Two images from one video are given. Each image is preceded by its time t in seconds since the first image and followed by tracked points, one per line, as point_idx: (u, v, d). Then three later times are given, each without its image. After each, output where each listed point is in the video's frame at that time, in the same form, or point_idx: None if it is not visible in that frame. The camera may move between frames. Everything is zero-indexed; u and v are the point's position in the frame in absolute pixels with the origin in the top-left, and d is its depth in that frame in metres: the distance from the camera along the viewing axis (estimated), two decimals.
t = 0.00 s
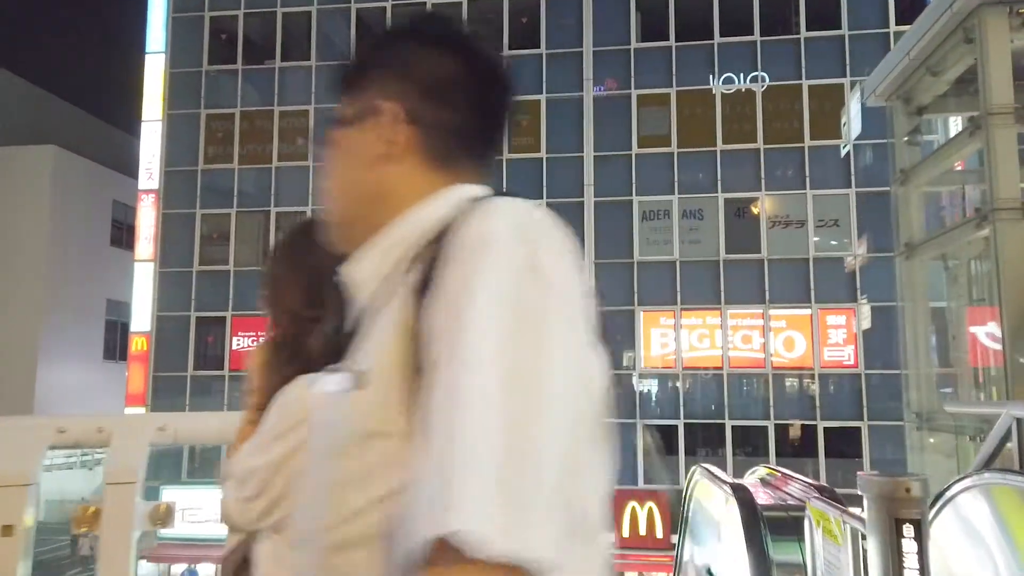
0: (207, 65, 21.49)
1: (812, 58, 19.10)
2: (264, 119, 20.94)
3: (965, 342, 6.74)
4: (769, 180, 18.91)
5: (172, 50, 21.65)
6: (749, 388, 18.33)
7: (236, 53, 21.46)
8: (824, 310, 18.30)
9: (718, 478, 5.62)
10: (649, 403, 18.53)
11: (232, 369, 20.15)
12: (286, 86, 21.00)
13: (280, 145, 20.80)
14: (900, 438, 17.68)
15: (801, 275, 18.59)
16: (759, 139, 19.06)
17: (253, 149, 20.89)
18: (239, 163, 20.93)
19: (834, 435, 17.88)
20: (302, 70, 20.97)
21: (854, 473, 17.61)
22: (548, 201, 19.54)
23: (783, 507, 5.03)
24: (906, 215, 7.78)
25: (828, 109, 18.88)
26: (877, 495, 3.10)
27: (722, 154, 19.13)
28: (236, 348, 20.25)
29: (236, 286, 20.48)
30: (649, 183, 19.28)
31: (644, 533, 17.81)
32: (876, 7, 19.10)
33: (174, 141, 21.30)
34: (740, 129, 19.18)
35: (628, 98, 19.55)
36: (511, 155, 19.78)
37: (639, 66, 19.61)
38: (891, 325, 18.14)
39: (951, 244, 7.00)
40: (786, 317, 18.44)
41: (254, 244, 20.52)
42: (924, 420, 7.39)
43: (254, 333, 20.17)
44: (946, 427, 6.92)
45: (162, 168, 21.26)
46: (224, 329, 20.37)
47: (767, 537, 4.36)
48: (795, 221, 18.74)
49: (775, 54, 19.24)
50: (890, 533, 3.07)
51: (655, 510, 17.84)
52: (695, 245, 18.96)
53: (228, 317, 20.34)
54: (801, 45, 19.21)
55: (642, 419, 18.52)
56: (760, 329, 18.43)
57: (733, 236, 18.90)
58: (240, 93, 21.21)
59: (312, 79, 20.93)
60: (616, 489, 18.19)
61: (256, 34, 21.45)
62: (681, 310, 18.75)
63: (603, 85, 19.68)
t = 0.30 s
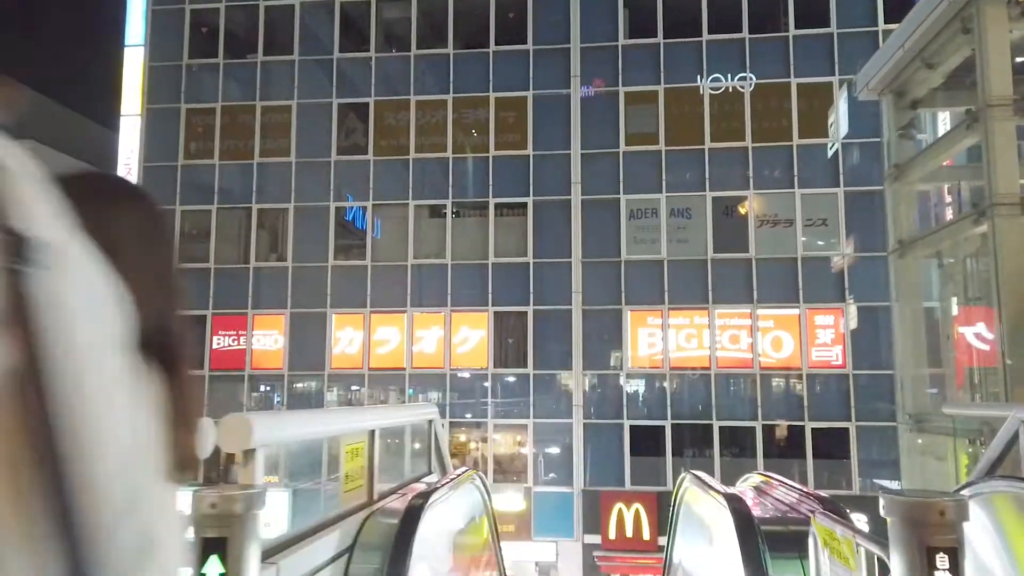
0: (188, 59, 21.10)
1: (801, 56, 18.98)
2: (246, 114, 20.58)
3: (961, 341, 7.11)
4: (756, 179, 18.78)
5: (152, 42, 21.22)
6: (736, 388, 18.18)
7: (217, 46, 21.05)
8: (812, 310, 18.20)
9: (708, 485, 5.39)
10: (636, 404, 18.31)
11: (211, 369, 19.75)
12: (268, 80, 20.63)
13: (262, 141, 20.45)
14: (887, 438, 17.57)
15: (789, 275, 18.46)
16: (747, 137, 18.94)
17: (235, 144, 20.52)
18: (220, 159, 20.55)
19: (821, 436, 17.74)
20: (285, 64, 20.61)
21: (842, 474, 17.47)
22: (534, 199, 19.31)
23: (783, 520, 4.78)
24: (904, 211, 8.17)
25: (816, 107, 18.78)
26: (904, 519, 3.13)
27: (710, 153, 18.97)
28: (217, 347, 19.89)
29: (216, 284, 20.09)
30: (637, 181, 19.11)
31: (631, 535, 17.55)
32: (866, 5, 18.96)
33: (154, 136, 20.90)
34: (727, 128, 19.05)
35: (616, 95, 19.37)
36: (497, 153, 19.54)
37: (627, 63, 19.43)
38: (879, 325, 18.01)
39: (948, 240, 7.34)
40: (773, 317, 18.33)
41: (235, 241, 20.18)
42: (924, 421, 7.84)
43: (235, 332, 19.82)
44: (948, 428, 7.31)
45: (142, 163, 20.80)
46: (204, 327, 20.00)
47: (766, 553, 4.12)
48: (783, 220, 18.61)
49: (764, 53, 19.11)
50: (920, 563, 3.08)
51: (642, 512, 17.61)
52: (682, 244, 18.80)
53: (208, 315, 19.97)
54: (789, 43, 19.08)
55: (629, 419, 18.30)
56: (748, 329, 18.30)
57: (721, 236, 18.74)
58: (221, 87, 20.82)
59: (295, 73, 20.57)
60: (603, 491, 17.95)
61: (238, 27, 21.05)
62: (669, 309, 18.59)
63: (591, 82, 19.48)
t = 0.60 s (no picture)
0: (173, 53, 20.78)
1: (794, 51, 18.81)
2: (232, 109, 20.28)
3: (959, 340, 6.98)
4: (750, 176, 18.58)
5: (136, 36, 20.90)
6: (729, 388, 17.97)
7: (202, 41, 20.74)
8: (805, 308, 18.02)
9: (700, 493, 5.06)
10: (627, 403, 18.09)
11: (197, 368, 19.43)
12: (254, 74, 20.33)
13: (248, 137, 20.16)
14: (882, 438, 17.39)
15: (782, 272, 18.27)
16: (740, 134, 18.74)
17: (221, 139, 20.22)
18: (206, 155, 20.26)
19: (816, 435, 17.54)
20: (272, 58, 20.31)
21: (837, 474, 17.27)
22: (525, 195, 19.07)
23: (782, 532, 4.46)
24: (900, 205, 8.02)
25: (809, 103, 18.61)
26: (925, 538, 2.25)
27: (703, 149, 18.75)
28: (203, 346, 19.57)
29: (202, 282, 19.79)
30: (629, 178, 18.88)
31: (623, 536, 17.32)
32: None
33: (139, 131, 20.61)
34: (720, 124, 18.83)
35: (607, 91, 19.14)
36: (488, 149, 19.28)
37: (619, 58, 19.20)
38: (874, 324, 17.84)
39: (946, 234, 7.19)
40: (766, 315, 18.15)
41: (222, 238, 19.91)
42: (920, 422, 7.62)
43: (221, 331, 19.52)
44: (949, 428, 7.14)
45: (126, 159, 20.45)
46: (190, 326, 19.70)
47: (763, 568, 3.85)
48: (776, 218, 18.42)
49: (757, 49, 18.92)
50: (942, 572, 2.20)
51: (634, 513, 17.39)
52: (675, 242, 18.58)
53: (194, 314, 19.67)
54: (783, 39, 18.89)
55: (621, 419, 18.09)
56: (741, 328, 18.11)
57: (714, 233, 18.52)
58: (207, 82, 20.50)
59: (282, 67, 20.27)
60: (595, 491, 17.72)
61: (224, 21, 20.76)
62: (661, 308, 18.40)
63: (582, 77, 19.24)
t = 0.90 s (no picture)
0: (166, 49, 20.55)
1: (796, 46, 18.55)
2: (226, 105, 20.04)
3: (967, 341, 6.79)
4: (751, 173, 18.32)
5: (130, 32, 20.69)
6: (730, 388, 17.70)
7: (197, 36, 20.51)
8: (808, 308, 17.78)
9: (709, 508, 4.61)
10: (626, 404, 17.84)
11: (191, 368, 19.17)
12: (249, 70, 20.11)
13: (243, 133, 19.94)
14: (886, 438, 17.11)
15: (784, 270, 18.01)
16: (741, 130, 18.47)
17: (216, 136, 19.99)
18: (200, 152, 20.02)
19: (818, 436, 17.26)
20: (267, 54, 20.06)
21: (841, 475, 16.99)
22: (524, 193, 18.81)
23: (801, 552, 4.09)
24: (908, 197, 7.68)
25: (811, 98, 18.35)
26: None
27: (704, 146, 18.49)
28: (196, 346, 19.31)
29: (196, 280, 19.54)
30: (628, 175, 18.62)
31: (622, 539, 17.07)
32: None
33: (132, 128, 20.40)
34: (721, 120, 18.58)
35: (606, 87, 18.88)
36: (486, 146, 19.02)
37: (618, 53, 18.95)
38: (876, 322, 17.59)
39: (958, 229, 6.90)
40: (768, 314, 17.89)
41: (216, 236, 19.66)
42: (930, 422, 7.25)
43: (215, 331, 19.27)
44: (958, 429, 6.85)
45: (119, 156, 20.20)
46: (183, 325, 19.45)
47: None
48: (778, 215, 18.15)
49: (757, 45, 18.67)
50: None
51: (634, 515, 17.15)
52: (675, 239, 18.32)
53: (188, 313, 19.42)
54: (785, 34, 18.64)
55: (621, 419, 17.82)
56: (742, 327, 17.86)
57: (715, 230, 18.26)
58: (201, 78, 20.27)
59: (277, 63, 20.02)
60: (594, 493, 17.47)
61: (218, 16, 20.51)
62: (661, 307, 18.15)
63: (582, 73, 18.99)
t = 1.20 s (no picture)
0: (162, 42, 20.33)
1: (802, 39, 18.24)
2: (223, 99, 19.79)
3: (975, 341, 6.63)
4: (755, 168, 18.05)
5: (126, 26, 20.47)
6: (733, 387, 17.43)
7: (193, 30, 20.27)
8: (813, 306, 17.50)
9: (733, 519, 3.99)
10: (628, 403, 17.56)
11: (187, 366, 18.91)
12: (246, 65, 19.87)
13: (240, 128, 19.70)
14: (892, 439, 16.80)
15: (788, 268, 17.73)
16: (745, 125, 18.18)
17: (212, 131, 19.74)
18: (196, 147, 19.77)
19: (823, 436, 16.98)
20: (264, 48, 19.80)
21: (847, 476, 16.70)
22: (524, 189, 18.54)
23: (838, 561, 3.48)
24: (926, 184, 7.22)
25: (816, 93, 18.06)
26: None
27: (707, 141, 18.21)
28: (192, 344, 19.06)
29: (192, 277, 19.28)
30: (630, 171, 18.35)
31: (624, 539, 16.81)
32: None
33: (128, 123, 20.18)
34: (725, 115, 18.29)
35: (609, 81, 18.61)
36: (486, 141, 18.76)
37: (621, 46, 18.68)
38: (882, 321, 17.32)
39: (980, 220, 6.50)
40: (773, 313, 17.61)
41: (212, 232, 19.40)
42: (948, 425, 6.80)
43: (211, 329, 19.01)
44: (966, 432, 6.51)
45: (115, 151, 19.99)
46: (179, 322, 19.20)
47: None
48: (783, 211, 17.87)
49: (762, 39, 18.39)
50: None
51: (636, 516, 16.90)
52: (678, 236, 18.05)
53: (184, 310, 19.18)
54: (790, 27, 18.34)
55: (623, 419, 17.55)
56: (746, 325, 17.58)
57: (718, 227, 17.99)
58: (197, 72, 20.04)
59: (274, 57, 19.76)
60: (595, 493, 17.21)
61: (215, 9, 20.24)
62: (663, 305, 17.88)
63: (584, 67, 18.72)
